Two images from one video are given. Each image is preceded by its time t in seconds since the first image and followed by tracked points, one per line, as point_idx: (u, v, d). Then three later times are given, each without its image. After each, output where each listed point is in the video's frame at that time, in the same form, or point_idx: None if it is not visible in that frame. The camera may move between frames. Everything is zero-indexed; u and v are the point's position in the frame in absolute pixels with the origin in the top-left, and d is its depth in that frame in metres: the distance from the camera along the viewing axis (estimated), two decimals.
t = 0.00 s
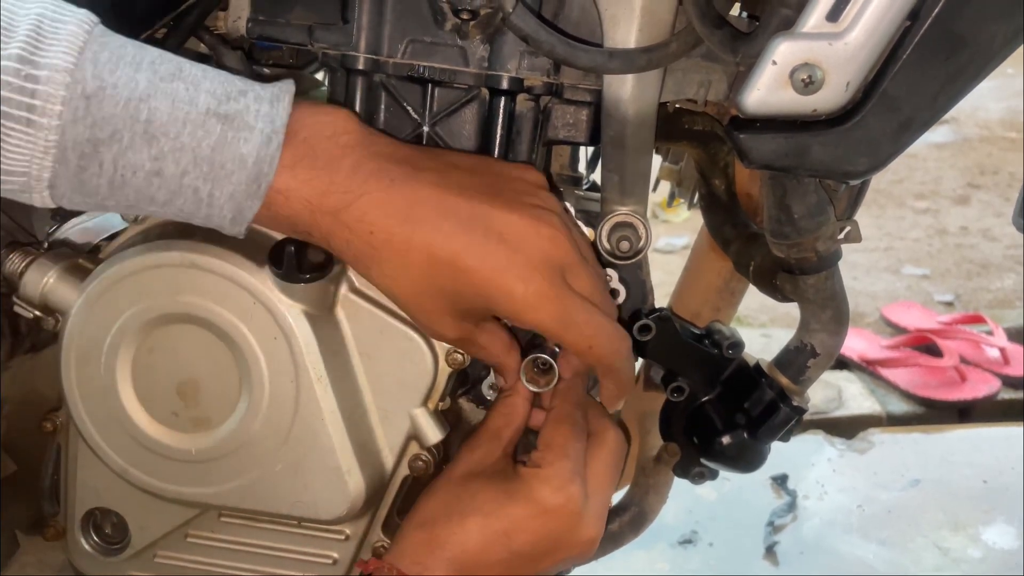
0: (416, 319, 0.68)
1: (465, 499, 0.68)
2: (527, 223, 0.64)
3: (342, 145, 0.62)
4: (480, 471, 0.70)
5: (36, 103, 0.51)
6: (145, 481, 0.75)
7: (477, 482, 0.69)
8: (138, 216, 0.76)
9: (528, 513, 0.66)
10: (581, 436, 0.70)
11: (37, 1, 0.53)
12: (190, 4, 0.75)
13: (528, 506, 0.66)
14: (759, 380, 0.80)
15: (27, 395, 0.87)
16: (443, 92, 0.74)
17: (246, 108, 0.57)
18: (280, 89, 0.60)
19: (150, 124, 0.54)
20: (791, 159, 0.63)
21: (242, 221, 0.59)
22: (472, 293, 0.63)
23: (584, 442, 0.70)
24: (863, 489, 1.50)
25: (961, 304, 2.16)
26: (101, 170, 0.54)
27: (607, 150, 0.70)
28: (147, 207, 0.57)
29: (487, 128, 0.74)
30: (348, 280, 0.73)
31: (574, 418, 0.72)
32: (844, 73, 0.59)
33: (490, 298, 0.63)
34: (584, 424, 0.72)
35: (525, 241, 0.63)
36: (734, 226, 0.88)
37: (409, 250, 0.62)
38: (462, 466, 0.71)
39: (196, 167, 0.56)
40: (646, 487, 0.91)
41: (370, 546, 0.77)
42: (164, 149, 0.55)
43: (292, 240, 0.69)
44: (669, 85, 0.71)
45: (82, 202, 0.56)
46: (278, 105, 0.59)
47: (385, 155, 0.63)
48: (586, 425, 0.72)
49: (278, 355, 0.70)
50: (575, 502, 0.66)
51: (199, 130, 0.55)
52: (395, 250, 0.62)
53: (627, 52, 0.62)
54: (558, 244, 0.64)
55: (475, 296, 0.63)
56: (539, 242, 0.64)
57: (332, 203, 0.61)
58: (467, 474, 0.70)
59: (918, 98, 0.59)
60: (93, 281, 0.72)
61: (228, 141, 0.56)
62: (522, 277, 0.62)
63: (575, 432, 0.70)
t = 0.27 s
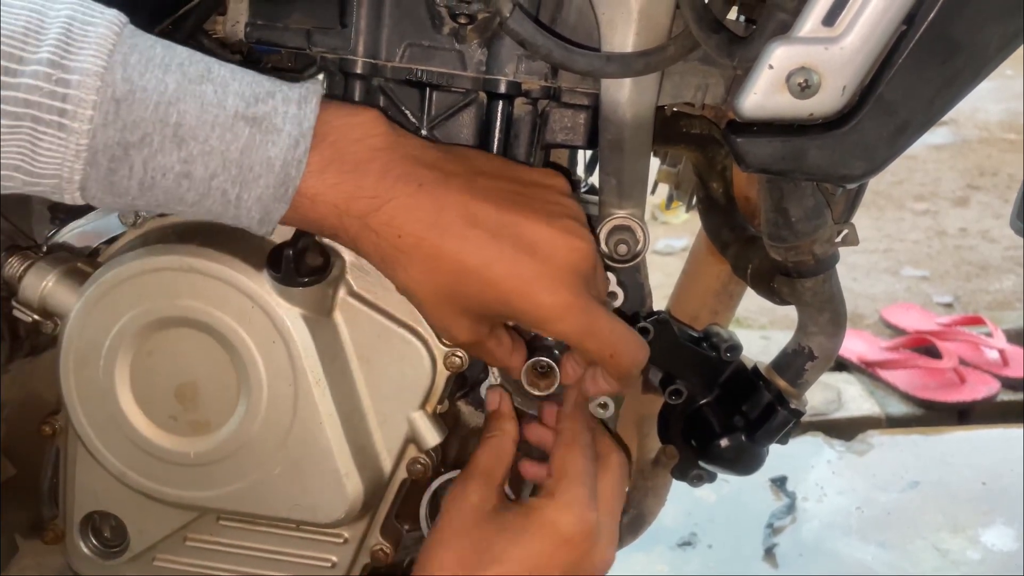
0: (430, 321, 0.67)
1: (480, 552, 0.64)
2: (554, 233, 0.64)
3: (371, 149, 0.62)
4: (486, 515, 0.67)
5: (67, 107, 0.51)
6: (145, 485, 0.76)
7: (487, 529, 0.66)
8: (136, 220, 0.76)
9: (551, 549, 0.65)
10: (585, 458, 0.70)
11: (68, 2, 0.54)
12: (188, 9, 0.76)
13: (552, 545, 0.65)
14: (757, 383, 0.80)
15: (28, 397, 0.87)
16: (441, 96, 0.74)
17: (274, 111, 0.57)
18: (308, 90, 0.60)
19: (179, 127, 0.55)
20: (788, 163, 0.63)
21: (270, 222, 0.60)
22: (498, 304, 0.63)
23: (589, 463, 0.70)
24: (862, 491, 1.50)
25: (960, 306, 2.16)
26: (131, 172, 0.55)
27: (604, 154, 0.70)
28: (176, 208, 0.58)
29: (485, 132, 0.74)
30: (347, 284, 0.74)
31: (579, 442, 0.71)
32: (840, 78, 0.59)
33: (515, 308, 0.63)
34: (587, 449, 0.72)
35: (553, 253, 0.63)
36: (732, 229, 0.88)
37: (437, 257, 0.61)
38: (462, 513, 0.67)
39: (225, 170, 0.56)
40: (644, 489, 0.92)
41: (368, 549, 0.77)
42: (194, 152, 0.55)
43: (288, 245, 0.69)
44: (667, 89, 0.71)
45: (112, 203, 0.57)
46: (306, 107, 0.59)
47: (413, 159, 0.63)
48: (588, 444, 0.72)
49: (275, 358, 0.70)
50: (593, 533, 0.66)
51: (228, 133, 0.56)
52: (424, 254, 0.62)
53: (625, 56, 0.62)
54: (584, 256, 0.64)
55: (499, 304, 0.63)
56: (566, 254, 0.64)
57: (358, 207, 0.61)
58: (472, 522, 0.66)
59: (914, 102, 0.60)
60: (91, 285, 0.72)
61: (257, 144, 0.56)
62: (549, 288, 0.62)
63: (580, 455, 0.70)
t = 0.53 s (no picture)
0: (439, 318, 0.67)
1: None
2: (572, 233, 0.64)
3: (387, 143, 0.62)
4: None
5: (81, 103, 0.52)
6: (144, 487, 0.76)
7: None
8: (136, 221, 0.76)
9: None
10: None
11: None
12: (190, 10, 0.75)
13: None
14: (756, 385, 0.80)
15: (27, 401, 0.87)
16: (440, 98, 0.74)
17: (286, 105, 0.57)
18: (320, 85, 0.60)
19: (192, 122, 0.55)
20: (787, 165, 0.63)
21: (284, 216, 0.60)
22: (513, 304, 0.63)
23: None
24: (862, 493, 1.50)
25: (960, 307, 2.16)
26: (146, 167, 0.55)
27: (603, 156, 0.70)
28: (193, 203, 0.58)
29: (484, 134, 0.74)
30: (346, 286, 0.73)
31: None
32: (839, 79, 0.59)
33: (530, 310, 0.63)
34: None
35: (571, 254, 0.63)
36: (731, 231, 0.88)
37: (453, 253, 0.61)
38: None
39: (238, 164, 0.56)
40: (644, 491, 0.92)
41: (367, 551, 0.77)
42: (207, 147, 0.56)
43: (288, 246, 0.69)
44: (666, 90, 0.71)
45: (129, 197, 0.57)
46: (319, 101, 0.59)
47: (431, 154, 0.63)
48: None
49: (275, 360, 0.70)
50: None
51: (240, 127, 0.56)
52: (440, 251, 0.62)
53: (624, 58, 0.62)
54: (601, 257, 0.64)
55: (515, 304, 0.63)
56: (584, 255, 0.64)
57: (374, 201, 0.61)
58: None
59: (913, 104, 0.60)
60: (90, 287, 0.72)
61: (269, 138, 0.56)
62: (565, 290, 0.62)
63: None
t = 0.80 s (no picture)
0: (442, 313, 0.67)
1: None
2: (582, 239, 0.64)
3: (403, 140, 0.62)
4: None
5: (100, 90, 0.52)
6: (146, 488, 0.76)
7: None
8: (139, 223, 0.75)
9: None
10: None
11: None
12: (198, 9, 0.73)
13: None
14: (757, 386, 0.80)
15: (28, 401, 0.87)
16: (442, 99, 0.74)
17: (305, 97, 0.58)
18: (339, 77, 0.60)
19: (211, 112, 0.55)
20: (789, 166, 0.63)
21: (299, 208, 0.60)
22: (516, 306, 0.63)
23: None
24: (863, 494, 1.50)
25: (960, 308, 2.16)
26: (161, 155, 0.55)
27: (605, 157, 0.70)
28: (207, 190, 0.58)
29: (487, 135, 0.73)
30: (348, 287, 0.73)
31: None
32: (840, 81, 0.59)
33: (534, 315, 0.63)
34: None
35: (578, 260, 0.63)
36: (732, 232, 0.88)
37: (461, 254, 0.61)
38: None
39: (256, 155, 0.56)
40: (645, 492, 0.92)
41: (369, 552, 0.77)
42: (225, 137, 0.56)
43: (291, 247, 0.69)
44: (668, 92, 0.71)
45: (143, 184, 0.57)
46: (338, 94, 0.59)
47: (447, 153, 0.62)
48: None
49: (278, 362, 0.70)
50: None
51: (259, 119, 0.56)
52: (449, 250, 0.62)
53: (626, 60, 0.62)
54: (609, 265, 0.64)
55: (519, 308, 0.63)
56: (592, 262, 0.63)
57: (387, 198, 0.61)
58: None
59: (914, 106, 0.60)
60: (93, 288, 0.72)
61: (288, 130, 0.57)
62: (570, 296, 0.62)
63: None
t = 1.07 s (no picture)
0: (448, 315, 0.67)
1: None
2: (587, 236, 0.64)
3: (407, 141, 0.62)
4: None
5: (103, 96, 0.52)
6: (149, 487, 0.76)
7: None
8: (142, 222, 0.75)
9: None
10: None
11: None
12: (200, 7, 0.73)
13: None
14: (761, 386, 0.80)
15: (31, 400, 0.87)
16: (445, 98, 0.74)
17: (310, 99, 0.58)
18: (343, 78, 0.60)
19: (215, 118, 0.55)
20: (793, 165, 0.63)
21: (304, 211, 0.61)
22: (524, 305, 0.62)
23: None
24: (864, 494, 1.50)
25: (962, 308, 2.16)
26: (166, 161, 0.55)
27: (608, 156, 0.70)
28: (210, 196, 0.59)
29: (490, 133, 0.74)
30: (351, 286, 0.73)
31: None
32: (845, 79, 0.59)
33: (542, 314, 0.63)
34: None
35: (585, 257, 0.63)
36: (734, 232, 0.88)
37: (468, 254, 0.61)
38: None
39: (261, 160, 0.57)
40: (647, 492, 0.92)
41: (372, 551, 0.77)
42: (229, 142, 0.56)
43: (294, 246, 0.68)
44: (672, 90, 0.71)
45: (145, 189, 0.57)
46: (341, 96, 0.59)
47: (451, 152, 0.62)
48: None
49: (281, 361, 0.70)
50: None
51: (264, 123, 0.56)
52: (456, 250, 0.61)
53: (629, 58, 0.62)
54: (615, 261, 0.64)
55: (527, 307, 0.62)
56: (599, 259, 0.63)
57: (393, 200, 0.61)
58: None
59: (919, 104, 0.60)
60: (95, 287, 0.72)
61: (293, 134, 0.57)
62: (577, 294, 0.62)
63: None
